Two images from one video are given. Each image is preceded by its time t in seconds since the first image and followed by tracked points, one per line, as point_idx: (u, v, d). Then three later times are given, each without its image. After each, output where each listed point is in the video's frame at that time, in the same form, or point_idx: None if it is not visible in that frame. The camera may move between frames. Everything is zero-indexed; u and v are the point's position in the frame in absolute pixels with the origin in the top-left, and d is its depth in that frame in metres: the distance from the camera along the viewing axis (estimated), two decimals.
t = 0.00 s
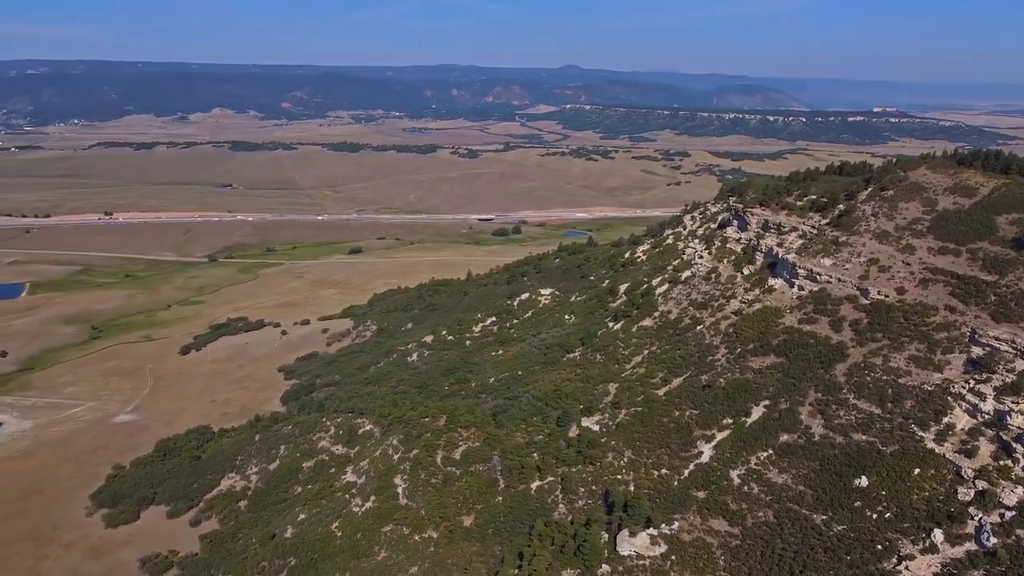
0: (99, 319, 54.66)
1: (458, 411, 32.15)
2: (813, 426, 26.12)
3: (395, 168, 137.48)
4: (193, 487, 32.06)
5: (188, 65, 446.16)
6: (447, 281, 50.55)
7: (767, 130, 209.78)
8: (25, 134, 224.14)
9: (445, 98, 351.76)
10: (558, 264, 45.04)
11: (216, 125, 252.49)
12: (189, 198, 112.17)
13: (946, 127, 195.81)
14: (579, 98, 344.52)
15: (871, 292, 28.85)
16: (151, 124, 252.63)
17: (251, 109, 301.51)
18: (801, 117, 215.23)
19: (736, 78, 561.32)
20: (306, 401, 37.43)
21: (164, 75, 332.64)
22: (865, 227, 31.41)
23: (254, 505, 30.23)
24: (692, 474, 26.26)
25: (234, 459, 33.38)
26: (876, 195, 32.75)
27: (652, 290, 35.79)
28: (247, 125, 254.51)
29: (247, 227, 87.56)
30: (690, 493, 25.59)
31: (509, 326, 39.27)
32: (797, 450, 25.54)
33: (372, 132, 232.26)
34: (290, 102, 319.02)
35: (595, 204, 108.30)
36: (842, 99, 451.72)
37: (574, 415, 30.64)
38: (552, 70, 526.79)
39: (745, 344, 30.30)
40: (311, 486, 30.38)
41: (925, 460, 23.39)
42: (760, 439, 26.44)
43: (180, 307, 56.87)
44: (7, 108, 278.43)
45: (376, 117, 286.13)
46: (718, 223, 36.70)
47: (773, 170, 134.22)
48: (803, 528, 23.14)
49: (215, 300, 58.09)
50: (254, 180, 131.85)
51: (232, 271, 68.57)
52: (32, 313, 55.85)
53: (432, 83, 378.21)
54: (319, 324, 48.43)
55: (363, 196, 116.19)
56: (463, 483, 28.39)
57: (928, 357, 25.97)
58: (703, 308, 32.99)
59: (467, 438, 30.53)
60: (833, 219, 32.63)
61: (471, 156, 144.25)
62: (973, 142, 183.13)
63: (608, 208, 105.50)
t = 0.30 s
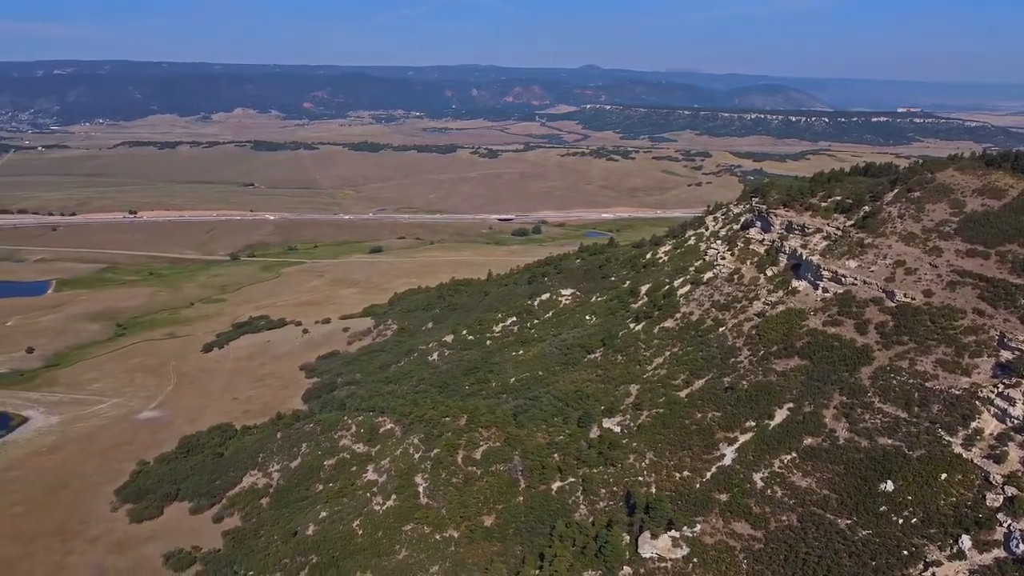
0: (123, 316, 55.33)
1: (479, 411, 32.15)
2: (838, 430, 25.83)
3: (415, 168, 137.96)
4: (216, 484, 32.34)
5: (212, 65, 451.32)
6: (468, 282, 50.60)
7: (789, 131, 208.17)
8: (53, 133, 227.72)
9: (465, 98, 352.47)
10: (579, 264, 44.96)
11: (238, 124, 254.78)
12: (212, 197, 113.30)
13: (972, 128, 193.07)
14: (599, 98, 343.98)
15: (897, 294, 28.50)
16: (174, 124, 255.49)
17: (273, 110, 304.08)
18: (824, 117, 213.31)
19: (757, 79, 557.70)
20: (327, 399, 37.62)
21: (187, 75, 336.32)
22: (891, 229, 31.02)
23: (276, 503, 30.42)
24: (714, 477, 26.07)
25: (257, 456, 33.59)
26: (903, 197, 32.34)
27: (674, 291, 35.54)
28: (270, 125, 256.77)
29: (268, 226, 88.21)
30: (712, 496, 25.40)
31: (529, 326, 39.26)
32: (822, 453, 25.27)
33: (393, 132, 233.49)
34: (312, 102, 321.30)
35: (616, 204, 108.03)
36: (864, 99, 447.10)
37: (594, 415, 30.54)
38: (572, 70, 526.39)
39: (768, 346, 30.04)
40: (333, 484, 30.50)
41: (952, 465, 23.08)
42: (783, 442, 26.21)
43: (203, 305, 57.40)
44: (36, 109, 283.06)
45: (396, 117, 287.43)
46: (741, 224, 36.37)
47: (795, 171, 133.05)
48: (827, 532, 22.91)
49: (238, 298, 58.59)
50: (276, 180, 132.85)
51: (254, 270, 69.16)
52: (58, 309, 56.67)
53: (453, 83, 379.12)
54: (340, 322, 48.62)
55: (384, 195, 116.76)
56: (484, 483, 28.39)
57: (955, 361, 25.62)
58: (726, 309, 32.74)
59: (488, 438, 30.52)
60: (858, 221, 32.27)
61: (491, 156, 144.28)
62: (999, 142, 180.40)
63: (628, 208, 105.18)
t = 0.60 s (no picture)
0: (145, 314, 55.90)
1: (497, 411, 32.10)
2: (860, 433, 25.55)
3: (434, 167, 138.30)
4: (236, 481, 32.56)
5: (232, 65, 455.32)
6: (486, 282, 50.61)
7: (809, 131, 206.59)
8: (77, 132, 230.86)
9: (484, 98, 352.64)
10: (597, 264, 44.84)
11: (259, 124, 257.12)
12: (232, 196, 114.21)
13: (995, 128, 190.62)
14: (618, 98, 343.19)
15: (921, 296, 28.17)
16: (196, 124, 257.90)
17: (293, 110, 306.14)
18: (844, 117, 211.46)
19: (776, 78, 554.06)
20: (346, 397, 37.77)
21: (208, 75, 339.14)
22: (915, 230, 30.63)
23: (296, 500, 30.58)
24: (735, 479, 25.88)
25: (277, 454, 33.76)
26: (927, 198, 31.92)
27: (694, 292, 35.31)
28: (289, 124, 258.56)
29: (287, 225, 88.73)
30: (733, 498, 25.22)
31: (548, 326, 39.19)
32: (845, 457, 25.00)
33: (412, 131, 234.36)
34: (331, 103, 323.19)
35: (634, 205, 107.73)
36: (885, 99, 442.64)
37: (613, 416, 30.42)
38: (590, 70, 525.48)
39: (789, 347, 29.77)
40: (352, 483, 30.59)
41: (977, 470, 22.78)
42: (804, 445, 25.96)
43: (223, 304, 57.84)
44: (61, 109, 287.18)
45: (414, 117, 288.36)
46: (762, 225, 36.02)
47: (814, 171, 131.94)
48: (850, 536, 22.69)
49: (257, 297, 58.99)
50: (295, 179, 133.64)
51: (273, 268, 69.60)
52: (81, 307, 57.36)
53: (471, 83, 379.69)
54: (358, 321, 48.75)
55: (403, 195, 117.16)
56: (503, 483, 28.36)
57: (981, 365, 25.31)
58: (746, 311, 32.45)
59: (507, 438, 30.48)
60: (881, 222, 31.86)
61: (510, 155, 144.11)
62: None
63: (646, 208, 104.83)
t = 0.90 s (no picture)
0: (168, 311, 56.50)
1: (518, 411, 32.07)
2: (886, 437, 25.24)
3: (454, 167, 138.59)
4: (258, 477, 32.82)
5: (254, 65, 459.20)
6: (506, 281, 50.62)
7: (832, 131, 204.68)
8: (103, 131, 234.07)
9: (504, 98, 352.62)
10: (618, 265, 44.71)
11: (280, 123, 259.08)
12: (253, 195, 115.15)
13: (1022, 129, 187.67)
14: (638, 98, 342.02)
15: (948, 299, 27.76)
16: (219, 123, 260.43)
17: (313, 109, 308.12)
18: (867, 117, 209.35)
19: (797, 78, 549.68)
20: (367, 396, 37.92)
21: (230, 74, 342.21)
22: (942, 231, 30.08)
23: (317, 498, 30.74)
24: (758, 482, 25.67)
25: (298, 452, 33.95)
26: (955, 199, 31.37)
27: (716, 293, 35.07)
28: (310, 123, 260.28)
29: (308, 223, 89.28)
30: (756, 501, 25.02)
31: (568, 327, 39.11)
32: (870, 461, 24.70)
33: (432, 131, 234.87)
34: (352, 102, 324.89)
35: (654, 205, 107.29)
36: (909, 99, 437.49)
37: (634, 417, 30.28)
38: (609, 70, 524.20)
39: (813, 350, 29.46)
40: (373, 481, 30.69)
41: (1006, 476, 22.43)
42: (829, 448, 25.70)
43: (245, 302, 58.30)
44: (88, 108, 291.47)
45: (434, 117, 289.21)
46: (785, 226, 35.67)
47: (837, 172, 130.60)
48: (875, 541, 22.44)
49: (279, 295, 59.40)
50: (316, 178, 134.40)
51: (294, 267, 70.10)
52: (106, 304, 58.12)
53: (491, 83, 380.06)
54: (378, 320, 48.91)
55: (423, 194, 117.53)
56: (524, 483, 28.34)
57: (1010, 369, 24.93)
58: (769, 312, 32.14)
59: (527, 438, 30.42)
60: (907, 223, 31.41)
61: (529, 155, 144.03)
62: None
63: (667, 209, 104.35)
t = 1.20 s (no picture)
0: (189, 309, 56.99)
1: (537, 411, 32.02)
2: (909, 440, 24.96)
3: (472, 167, 138.72)
4: (278, 475, 33.04)
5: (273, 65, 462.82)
6: (524, 281, 50.67)
7: (853, 131, 203.04)
8: (125, 131, 236.69)
9: (522, 97, 352.33)
10: (637, 265, 44.59)
11: (299, 123, 260.65)
12: (273, 194, 115.99)
13: None
14: (657, 98, 340.84)
15: (973, 302, 27.35)
16: (238, 122, 262.44)
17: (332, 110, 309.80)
18: (889, 118, 207.54)
19: (817, 78, 545.63)
20: (386, 395, 38.04)
21: (249, 74, 344.68)
22: (967, 233, 29.56)
23: (336, 496, 30.87)
24: (779, 485, 25.46)
25: (317, 450, 34.12)
26: (980, 200, 30.81)
27: (736, 294, 34.83)
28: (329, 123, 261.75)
29: (327, 223, 89.72)
30: (777, 504, 24.81)
31: (587, 327, 39.04)
32: (893, 465, 24.43)
33: (450, 131, 235.37)
34: (371, 102, 326.26)
35: (673, 206, 106.87)
36: (932, 99, 432.86)
37: (653, 418, 30.13)
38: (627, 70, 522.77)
39: (835, 352, 29.18)
40: (392, 480, 30.76)
41: None
42: (851, 452, 25.43)
43: (264, 300, 58.70)
44: (110, 108, 294.94)
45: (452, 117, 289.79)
46: (806, 227, 35.36)
47: (858, 173, 129.40)
48: (897, 546, 22.21)
49: (298, 294, 59.75)
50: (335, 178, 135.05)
51: (313, 266, 70.51)
52: (128, 301, 58.75)
53: (510, 83, 380.21)
54: (397, 319, 49.04)
55: (441, 194, 117.83)
56: (542, 483, 28.31)
57: None
58: (790, 314, 31.88)
59: (546, 438, 30.38)
60: (931, 225, 30.92)
61: (547, 155, 143.82)
62: None
63: (686, 210, 103.89)
